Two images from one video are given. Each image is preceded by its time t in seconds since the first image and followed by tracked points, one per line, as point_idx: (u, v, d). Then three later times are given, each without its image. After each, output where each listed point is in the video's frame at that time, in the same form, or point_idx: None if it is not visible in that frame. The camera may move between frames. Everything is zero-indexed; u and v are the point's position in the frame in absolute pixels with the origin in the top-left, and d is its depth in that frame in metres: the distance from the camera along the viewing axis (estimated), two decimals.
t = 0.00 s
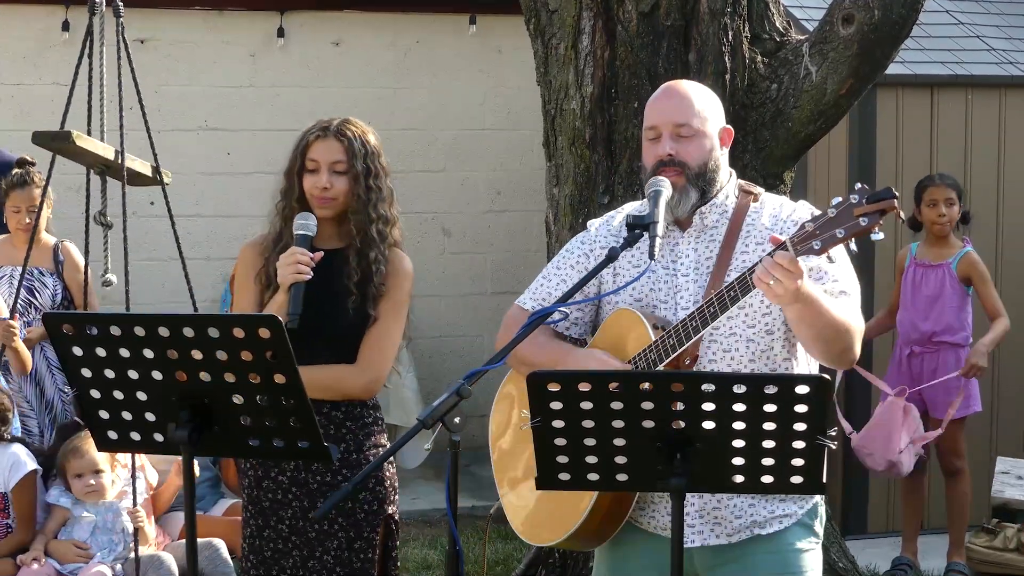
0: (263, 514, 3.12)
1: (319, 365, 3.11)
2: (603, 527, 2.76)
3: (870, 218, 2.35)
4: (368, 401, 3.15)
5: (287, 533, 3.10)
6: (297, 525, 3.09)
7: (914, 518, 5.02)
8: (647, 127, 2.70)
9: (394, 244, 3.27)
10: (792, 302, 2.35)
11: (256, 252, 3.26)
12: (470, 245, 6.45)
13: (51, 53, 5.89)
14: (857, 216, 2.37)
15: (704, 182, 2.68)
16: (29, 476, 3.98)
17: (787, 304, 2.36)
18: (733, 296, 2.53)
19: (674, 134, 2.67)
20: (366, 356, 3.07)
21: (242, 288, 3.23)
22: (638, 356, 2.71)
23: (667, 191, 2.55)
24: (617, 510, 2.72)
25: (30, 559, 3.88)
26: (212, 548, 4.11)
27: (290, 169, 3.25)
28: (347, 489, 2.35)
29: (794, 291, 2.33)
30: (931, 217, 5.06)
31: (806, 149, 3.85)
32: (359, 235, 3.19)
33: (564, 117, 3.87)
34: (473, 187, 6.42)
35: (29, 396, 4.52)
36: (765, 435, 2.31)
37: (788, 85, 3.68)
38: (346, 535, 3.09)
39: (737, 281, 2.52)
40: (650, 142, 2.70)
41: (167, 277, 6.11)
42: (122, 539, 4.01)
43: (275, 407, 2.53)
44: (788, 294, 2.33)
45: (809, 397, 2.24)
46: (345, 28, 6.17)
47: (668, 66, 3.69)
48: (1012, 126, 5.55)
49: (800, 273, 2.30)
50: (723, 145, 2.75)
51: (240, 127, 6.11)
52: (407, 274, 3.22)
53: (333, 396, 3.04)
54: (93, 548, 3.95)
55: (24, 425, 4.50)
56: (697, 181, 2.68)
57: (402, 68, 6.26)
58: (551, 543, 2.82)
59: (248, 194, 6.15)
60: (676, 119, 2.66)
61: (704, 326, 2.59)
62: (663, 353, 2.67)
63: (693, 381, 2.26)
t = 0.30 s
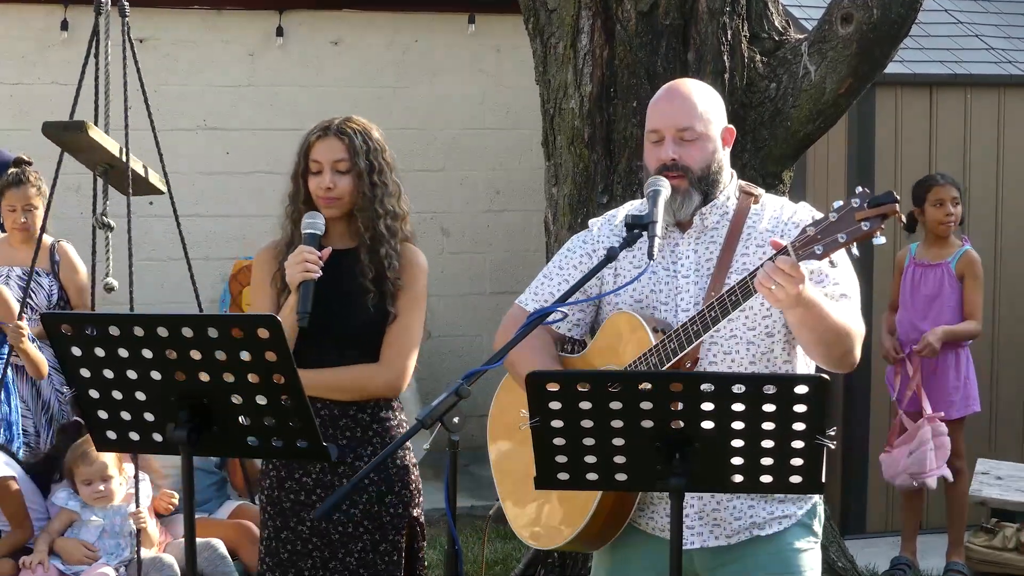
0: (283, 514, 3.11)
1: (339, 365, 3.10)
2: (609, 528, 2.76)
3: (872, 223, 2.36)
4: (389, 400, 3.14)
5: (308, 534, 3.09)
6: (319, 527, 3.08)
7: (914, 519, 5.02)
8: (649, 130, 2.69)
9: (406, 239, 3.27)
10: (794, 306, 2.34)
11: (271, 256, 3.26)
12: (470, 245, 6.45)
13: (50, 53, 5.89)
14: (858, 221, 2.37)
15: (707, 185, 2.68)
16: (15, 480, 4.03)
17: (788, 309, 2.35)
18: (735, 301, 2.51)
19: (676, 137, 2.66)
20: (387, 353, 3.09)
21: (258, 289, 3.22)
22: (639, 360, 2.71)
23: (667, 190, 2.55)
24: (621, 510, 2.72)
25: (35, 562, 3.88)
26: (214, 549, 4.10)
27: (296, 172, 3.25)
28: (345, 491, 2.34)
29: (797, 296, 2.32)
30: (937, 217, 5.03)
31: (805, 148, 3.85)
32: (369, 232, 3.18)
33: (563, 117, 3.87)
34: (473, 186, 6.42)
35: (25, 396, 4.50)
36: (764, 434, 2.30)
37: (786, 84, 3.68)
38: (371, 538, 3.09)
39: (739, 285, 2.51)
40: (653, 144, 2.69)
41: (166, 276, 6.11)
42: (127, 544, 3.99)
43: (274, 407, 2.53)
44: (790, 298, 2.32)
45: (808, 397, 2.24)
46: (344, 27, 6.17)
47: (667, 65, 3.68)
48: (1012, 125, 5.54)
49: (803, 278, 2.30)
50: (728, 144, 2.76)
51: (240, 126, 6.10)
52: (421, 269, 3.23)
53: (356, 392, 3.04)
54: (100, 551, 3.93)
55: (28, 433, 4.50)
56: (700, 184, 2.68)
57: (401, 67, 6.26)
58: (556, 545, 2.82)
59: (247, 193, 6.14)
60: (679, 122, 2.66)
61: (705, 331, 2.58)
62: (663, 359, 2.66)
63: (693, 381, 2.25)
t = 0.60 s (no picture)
0: (286, 513, 3.10)
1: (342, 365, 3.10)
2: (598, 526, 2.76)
3: (896, 238, 2.37)
4: (390, 401, 3.13)
5: (310, 533, 3.08)
6: (323, 526, 3.07)
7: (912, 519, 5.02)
8: (645, 130, 2.68)
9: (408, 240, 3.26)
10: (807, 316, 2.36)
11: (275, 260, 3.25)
12: (469, 244, 6.45)
13: (49, 53, 5.89)
14: (882, 235, 2.38)
15: (701, 185, 2.68)
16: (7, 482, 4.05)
17: (801, 317, 2.37)
18: (749, 307, 2.52)
19: (673, 138, 2.66)
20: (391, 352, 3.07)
21: (265, 290, 3.22)
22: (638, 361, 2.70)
23: (665, 189, 2.55)
24: (614, 510, 2.72)
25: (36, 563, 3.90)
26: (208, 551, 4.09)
27: (296, 173, 3.27)
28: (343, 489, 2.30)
29: (814, 305, 2.33)
30: (938, 216, 5.05)
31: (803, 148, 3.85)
32: (369, 233, 3.19)
33: (562, 116, 3.87)
34: (472, 186, 6.42)
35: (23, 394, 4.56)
36: (762, 434, 2.30)
37: (785, 83, 3.69)
38: (374, 539, 3.09)
39: (753, 292, 2.51)
40: (648, 143, 2.69)
41: (165, 277, 6.11)
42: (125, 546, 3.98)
43: (273, 407, 2.53)
44: (807, 309, 2.33)
45: (807, 396, 2.24)
46: (343, 27, 6.17)
47: (666, 64, 3.68)
48: (1011, 125, 5.54)
49: (823, 287, 2.31)
50: (721, 146, 2.77)
51: (239, 126, 6.10)
52: (422, 266, 3.22)
53: (362, 392, 3.03)
54: (98, 554, 3.93)
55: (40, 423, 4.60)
56: (695, 184, 2.68)
57: (400, 67, 6.25)
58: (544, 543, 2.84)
59: (247, 193, 6.14)
60: (675, 122, 2.65)
61: (715, 335, 2.58)
62: (668, 359, 2.66)
63: (691, 380, 2.25)
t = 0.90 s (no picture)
0: (274, 514, 3.11)
1: (330, 363, 3.09)
2: (584, 525, 2.78)
3: (912, 259, 2.41)
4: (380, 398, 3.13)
5: (300, 534, 3.08)
6: (311, 526, 3.08)
7: (912, 520, 5.03)
8: (640, 131, 2.68)
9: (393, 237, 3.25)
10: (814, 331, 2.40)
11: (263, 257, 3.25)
12: (469, 244, 6.45)
13: (48, 52, 5.89)
14: (898, 256, 2.42)
15: (696, 186, 2.68)
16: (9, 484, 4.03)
17: (808, 331, 2.41)
18: (757, 319, 2.55)
19: (669, 138, 2.66)
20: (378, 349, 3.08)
21: (251, 288, 3.23)
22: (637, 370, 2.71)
23: (665, 189, 2.55)
24: (601, 510, 2.74)
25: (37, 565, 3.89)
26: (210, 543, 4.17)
27: (283, 170, 3.27)
28: (342, 490, 2.38)
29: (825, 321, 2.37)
30: (937, 217, 5.05)
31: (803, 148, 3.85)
32: (354, 230, 3.18)
33: (561, 116, 3.87)
34: (471, 185, 6.42)
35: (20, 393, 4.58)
36: (762, 433, 2.31)
37: (785, 83, 3.69)
38: (362, 538, 3.09)
39: (763, 305, 2.54)
40: (643, 144, 2.68)
41: (165, 276, 6.11)
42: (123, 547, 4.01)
43: (273, 406, 2.53)
44: (819, 325, 2.37)
45: (807, 396, 2.24)
46: (342, 26, 6.17)
47: (665, 64, 3.69)
48: (1011, 125, 5.54)
49: (836, 303, 2.34)
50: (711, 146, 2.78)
51: (239, 125, 6.10)
52: (408, 263, 3.21)
53: (351, 390, 3.04)
54: (97, 553, 3.95)
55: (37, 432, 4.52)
56: (690, 185, 2.67)
57: (400, 66, 6.26)
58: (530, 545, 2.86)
59: (247, 193, 6.15)
60: (671, 122, 2.65)
61: (721, 344, 2.61)
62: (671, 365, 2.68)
63: (692, 379, 2.25)
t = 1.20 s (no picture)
0: (249, 514, 3.13)
1: (311, 364, 3.09)
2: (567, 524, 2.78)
3: (913, 274, 2.42)
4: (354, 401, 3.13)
5: (274, 534, 3.10)
6: (283, 526, 3.09)
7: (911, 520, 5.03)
8: (635, 132, 2.68)
9: (376, 240, 3.26)
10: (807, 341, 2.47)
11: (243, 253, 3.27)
12: (468, 244, 6.45)
13: (47, 51, 5.89)
14: (899, 270, 2.44)
15: (692, 186, 2.68)
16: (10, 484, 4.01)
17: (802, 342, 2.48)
18: (755, 329, 2.55)
19: (665, 139, 2.66)
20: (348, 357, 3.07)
21: (233, 288, 3.26)
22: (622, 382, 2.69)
23: (665, 189, 2.56)
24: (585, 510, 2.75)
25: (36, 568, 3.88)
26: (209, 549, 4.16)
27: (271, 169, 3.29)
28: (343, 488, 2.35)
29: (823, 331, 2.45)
30: (937, 218, 5.04)
31: (802, 148, 3.85)
32: (335, 233, 3.19)
33: (561, 115, 3.86)
34: (471, 185, 6.42)
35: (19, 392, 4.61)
36: (762, 433, 2.31)
37: (785, 83, 3.69)
38: (331, 539, 3.10)
39: (760, 315, 2.54)
40: (638, 146, 2.68)
41: (165, 275, 6.11)
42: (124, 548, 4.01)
43: (272, 406, 2.53)
44: (818, 334, 2.44)
45: (807, 396, 2.23)
46: (342, 26, 6.17)
47: (665, 63, 3.69)
48: (1010, 125, 5.54)
49: (835, 317, 2.41)
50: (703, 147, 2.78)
51: (238, 125, 6.10)
52: (390, 270, 3.20)
53: (323, 395, 3.04)
54: (96, 554, 3.94)
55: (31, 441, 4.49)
56: (687, 185, 2.67)
57: (400, 66, 6.26)
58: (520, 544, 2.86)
59: (247, 192, 6.15)
60: (666, 124, 2.65)
61: (716, 352, 2.59)
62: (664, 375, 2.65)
63: (691, 379, 2.25)
